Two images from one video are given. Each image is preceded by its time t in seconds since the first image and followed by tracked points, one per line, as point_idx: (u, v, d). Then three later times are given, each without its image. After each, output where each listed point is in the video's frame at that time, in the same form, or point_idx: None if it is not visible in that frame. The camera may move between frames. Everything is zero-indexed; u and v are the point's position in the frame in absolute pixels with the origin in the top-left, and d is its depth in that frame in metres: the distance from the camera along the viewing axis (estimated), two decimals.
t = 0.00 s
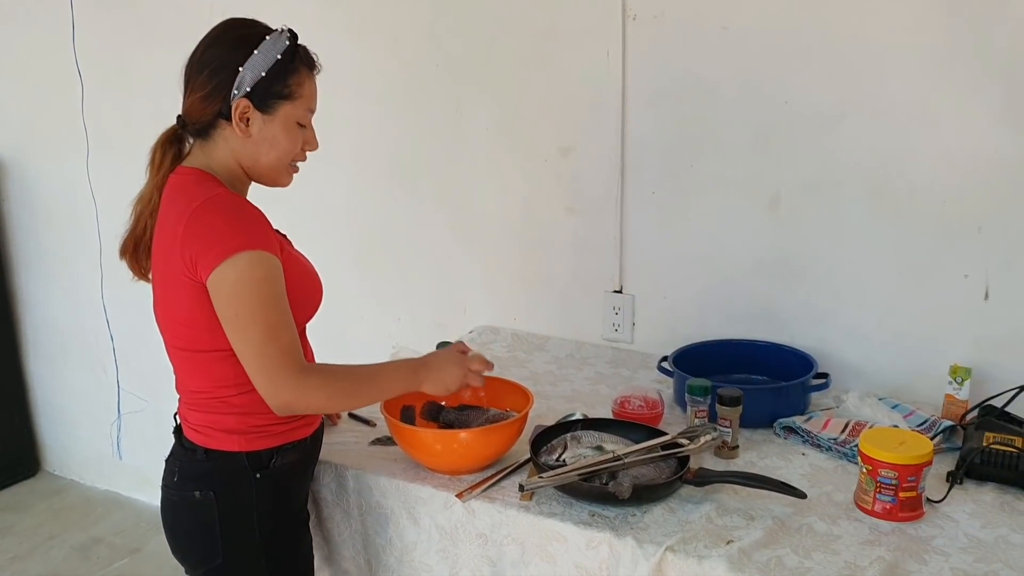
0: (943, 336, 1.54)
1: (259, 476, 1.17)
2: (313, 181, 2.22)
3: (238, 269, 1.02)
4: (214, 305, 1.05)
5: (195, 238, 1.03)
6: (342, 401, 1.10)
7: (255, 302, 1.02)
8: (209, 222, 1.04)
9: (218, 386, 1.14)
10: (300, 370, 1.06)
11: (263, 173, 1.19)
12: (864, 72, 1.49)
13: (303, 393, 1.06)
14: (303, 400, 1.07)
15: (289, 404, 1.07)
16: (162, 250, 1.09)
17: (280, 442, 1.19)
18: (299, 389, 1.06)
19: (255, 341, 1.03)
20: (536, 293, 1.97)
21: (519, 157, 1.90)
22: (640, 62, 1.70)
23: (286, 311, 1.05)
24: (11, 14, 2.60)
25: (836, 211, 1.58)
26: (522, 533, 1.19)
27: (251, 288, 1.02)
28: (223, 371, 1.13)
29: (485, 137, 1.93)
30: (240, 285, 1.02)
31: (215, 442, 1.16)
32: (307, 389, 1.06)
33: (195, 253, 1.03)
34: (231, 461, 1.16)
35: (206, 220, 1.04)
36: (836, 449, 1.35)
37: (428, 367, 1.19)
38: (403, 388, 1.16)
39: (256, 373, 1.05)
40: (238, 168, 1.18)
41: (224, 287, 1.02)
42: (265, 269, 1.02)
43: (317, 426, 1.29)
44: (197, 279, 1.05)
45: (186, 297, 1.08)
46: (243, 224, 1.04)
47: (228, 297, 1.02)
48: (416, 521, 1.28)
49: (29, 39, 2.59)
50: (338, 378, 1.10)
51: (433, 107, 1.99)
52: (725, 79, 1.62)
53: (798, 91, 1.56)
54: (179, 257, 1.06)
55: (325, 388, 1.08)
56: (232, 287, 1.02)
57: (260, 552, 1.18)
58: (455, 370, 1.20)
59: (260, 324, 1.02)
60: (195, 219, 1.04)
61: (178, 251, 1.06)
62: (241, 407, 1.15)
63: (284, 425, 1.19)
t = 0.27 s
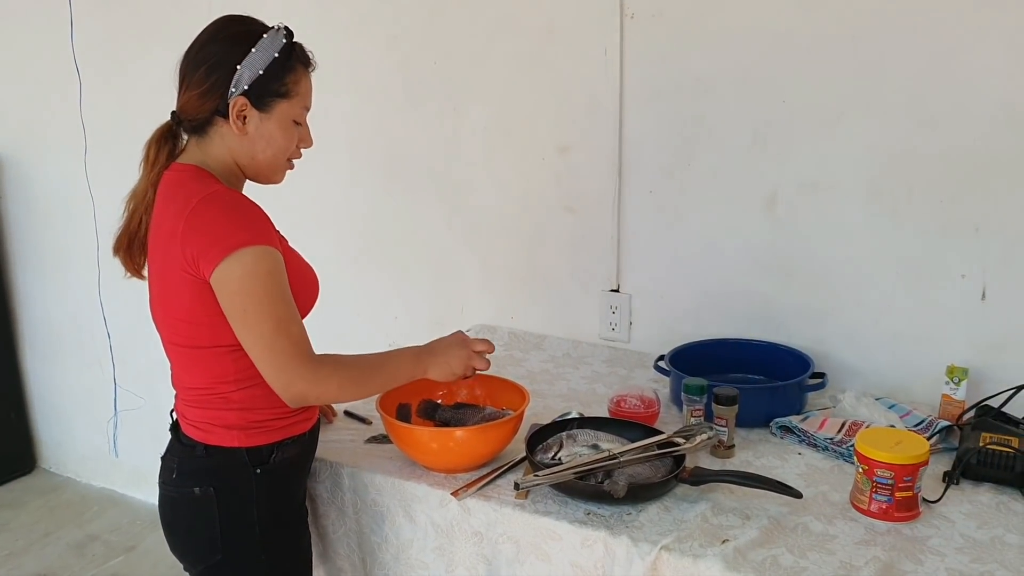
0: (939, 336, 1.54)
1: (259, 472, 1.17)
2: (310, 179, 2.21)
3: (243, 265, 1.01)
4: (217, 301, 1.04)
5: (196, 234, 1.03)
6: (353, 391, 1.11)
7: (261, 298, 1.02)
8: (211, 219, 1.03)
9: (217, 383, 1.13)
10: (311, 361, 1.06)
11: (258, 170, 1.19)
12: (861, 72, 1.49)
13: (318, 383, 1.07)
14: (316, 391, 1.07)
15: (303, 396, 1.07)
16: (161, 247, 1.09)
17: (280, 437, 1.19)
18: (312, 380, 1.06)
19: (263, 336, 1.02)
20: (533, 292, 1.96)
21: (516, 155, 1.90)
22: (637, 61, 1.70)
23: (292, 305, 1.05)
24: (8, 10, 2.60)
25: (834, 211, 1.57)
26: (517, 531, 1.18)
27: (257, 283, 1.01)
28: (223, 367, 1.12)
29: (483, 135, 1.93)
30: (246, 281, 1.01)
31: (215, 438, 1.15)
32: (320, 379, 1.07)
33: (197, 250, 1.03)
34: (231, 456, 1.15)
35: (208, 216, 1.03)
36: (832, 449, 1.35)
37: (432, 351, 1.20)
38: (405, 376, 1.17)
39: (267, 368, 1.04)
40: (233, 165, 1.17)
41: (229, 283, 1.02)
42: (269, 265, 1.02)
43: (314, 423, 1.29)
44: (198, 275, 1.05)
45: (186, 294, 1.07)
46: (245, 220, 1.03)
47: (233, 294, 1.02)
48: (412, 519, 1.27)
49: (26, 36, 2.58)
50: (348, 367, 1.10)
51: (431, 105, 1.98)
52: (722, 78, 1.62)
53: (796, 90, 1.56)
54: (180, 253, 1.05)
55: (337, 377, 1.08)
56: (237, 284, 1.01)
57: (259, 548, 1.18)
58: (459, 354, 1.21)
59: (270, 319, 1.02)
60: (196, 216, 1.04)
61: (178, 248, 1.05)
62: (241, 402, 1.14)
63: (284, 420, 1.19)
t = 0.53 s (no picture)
0: (937, 336, 1.54)
1: (258, 469, 1.17)
2: (309, 177, 2.21)
3: (241, 262, 1.01)
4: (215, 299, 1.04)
5: (195, 232, 1.03)
6: (350, 384, 1.11)
7: (260, 295, 1.02)
8: (209, 216, 1.03)
9: (215, 380, 1.13)
10: (308, 357, 1.06)
11: (257, 168, 1.19)
12: (860, 72, 1.49)
13: (313, 379, 1.07)
14: (314, 386, 1.08)
15: (303, 391, 1.07)
16: (159, 245, 1.09)
17: (279, 435, 1.19)
18: (310, 374, 1.06)
19: (261, 333, 1.03)
20: (532, 291, 1.96)
21: (515, 154, 1.90)
22: (635, 59, 1.70)
23: (290, 301, 1.05)
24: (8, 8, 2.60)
25: (832, 210, 1.57)
26: (515, 529, 1.19)
27: (254, 281, 1.01)
28: (222, 364, 1.12)
29: (482, 134, 1.93)
30: (244, 279, 1.01)
31: (214, 436, 1.15)
32: (316, 374, 1.07)
33: (194, 248, 1.03)
34: (230, 453, 1.16)
35: (206, 213, 1.03)
36: (829, 449, 1.35)
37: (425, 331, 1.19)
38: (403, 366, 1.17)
39: (265, 366, 1.05)
40: (231, 163, 1.17)
41: (227, 281, 1.02)
42: (266, 262, 1.02)
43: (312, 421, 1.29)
44: (196, 273, 1.05)
45: (184, 291, 1.07)
46: (243, 217, 1.03)
47: (232, 291, 1.02)
48: (410, 517, 1.27)
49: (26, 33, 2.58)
50: (344, 361, 1.11)
51: (430, 103, 1.98)
52: (721, 78, 1.62)
53: (794, 90, 1.56)
54: (177, 251, 1.05)
55: (332, 371, 1.09)
56: (235, 281, 1.01)
57: (259, 545, 1.18)
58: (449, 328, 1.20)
59: (268, 315, 1.02)
60: (194, 214, 1.04)
61: (176, 245, 1.05)
62: (239, 399, 1.14)
63: (283, 417, 1.19)
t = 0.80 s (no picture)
0: (937, 336, 1.54)
1: (256, 466, 1.17)
2: (310, 175, 2.21)
3: (237, 260, 1.01)
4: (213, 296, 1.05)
5: (193, 229, 1.03)
6: (348, 383, 1.11)
7: (256, 293, 1.02)
8: (207, 214, 1.03)
9: (214, 377, 1.13)
10: (304, 355, 1.06)
11: (257, 165, 1.19)
12: (860, 71, 1.49)
13: (311, 375, 1.07)
14: (311, 385, 1.08)
15: (299, 390, 1.07)
16: (158, 242, 1.09)
17: (278, 431, 1.19)
18: (307, 373, 1.06)
19: (256, 331, 1.03)
20: (533, 290, 1.97)
21: (515, 153, 1.90)
22: (635, 58, 1.70)
23: (287, 300, 1.05)
24: (10, 5, 2.60)
25: (832, 210, 1.57)
26: (513, 527, 1.19)
27: (250, 279, 1.01)
28: (220, 361, 1.12)
29: (482, 132, 1.93)
30: (240, 277, 1.01)
31: (213, 433, 1.15)
32: (314, 370, 1.07)
33: (192, 245, 1.03)
34: (228, 450, 1.16)
35: (204, 211, 1.03)
36: (828, 447, 1.35)
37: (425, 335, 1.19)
38: (405, 363, 1.16)
39: (262, 364, 1.05)
40: (232, 161, 1.17)
41: (223, 279, 1.02)
42: (263, 260, 1.02)
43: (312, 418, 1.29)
44: (194, 270, 1.05)
45: (182, 288, 1.07)
46: (240, 215, 1.03)
47: (228, 289, 1.02)
48: (408, 514, 1.27)
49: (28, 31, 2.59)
50: (342, 360, 1.10)
51: (430, 101, 1.98)
52: (722, 77, 1.62)
53: (795, 89, 1.56)
54: (176, 249, 1.05)
55: (330, 367, 1.08)
56: (231, 279, 1.01)
57: (256, 541, 1.18)
58: (451, 334, 1.20)
59: (265, 313, 1.02)
60: (192, 211, 1.04)
61: (174, 242, 1.05)
62: (238, 396, 1.15)
63: (281, 414, 1.19)
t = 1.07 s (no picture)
0: (937, 336, 1.53)
1: (251, 465, 1.17)
2: (309, 173, 2.21)
3: (229, 262, 1.01)
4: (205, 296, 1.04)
5: (187, 228, 1.03)
6: (334, 386, 1.11)
7: (245, 295, 1.02)
8: (201, 214, 1.03)
9: (209, 376, 1.13)
10: (290, 359, 1.06)
11: (257, 165, 1.18)
12: (860, 71, 1.49)
13: (294, 380, 1.07)
14: (295, 388, 1.08)
15: (283, 394, 1.07)
16: (154, 240, 1.09)
17: (273, 431, 1.19)
18: (292, 377, 1.06)
19: (243, 333, 1.02)
20: (532, 288, 1.96)
21: (515, 152, 1.89)
22: (634, 56, 1.70)
23: (276, 303, 1.04)
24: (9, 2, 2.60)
25: (832, 210, 1.57)
26: (511, 527, 1.18)
27: (240, 281, 1.01)
28: (216, 361, 1.12)
29: (481, 131, 1.93)
30: (231, 279, 1.01)
31: (208, 432, 1.15)
32: (297, 374, 1.06)
33: (186, 244, 1.03)
34: (223, 449, 1.15)
35: (198, 212, 1.03)
36: (827, 448, 1.35)
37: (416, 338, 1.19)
38: (392, 367, 1.15)
39: (247, 366, 1.05)
40: (231, 160, 1.17)
41: (215, 280, 1.01)
42: (255, 262, 1.02)
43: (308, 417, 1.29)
44: (188, 270, 1.05)
45: (176, 287, 1.07)
46: (234, 217, 1.03)
47: (218, 289, 1.02)
48: (406, 513, 1.27)
49: (27, 28, 2.59)
50: (330, 364, 1.10)
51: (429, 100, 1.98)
52: (721, 76, 1.61)
53: (794, 89, 1.55)
54: (170, 248, 1.05)
55: (314, 372, 1.08)
56: (221, 280, 1.01)
57: (250, 540, 1.18)
58: (443, 340, 1.18)
59: (251, 316, 1.02)
60: (187, 211, 1.03)
61: (169, 241, 1.05)
62: (234, 396, 1.14)
63: (276, 414, 1.19)
